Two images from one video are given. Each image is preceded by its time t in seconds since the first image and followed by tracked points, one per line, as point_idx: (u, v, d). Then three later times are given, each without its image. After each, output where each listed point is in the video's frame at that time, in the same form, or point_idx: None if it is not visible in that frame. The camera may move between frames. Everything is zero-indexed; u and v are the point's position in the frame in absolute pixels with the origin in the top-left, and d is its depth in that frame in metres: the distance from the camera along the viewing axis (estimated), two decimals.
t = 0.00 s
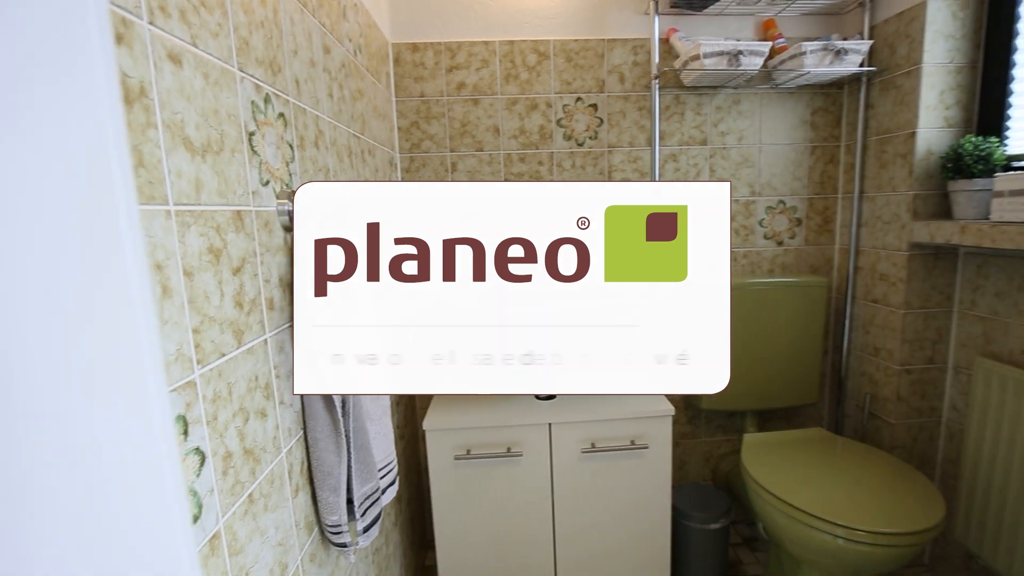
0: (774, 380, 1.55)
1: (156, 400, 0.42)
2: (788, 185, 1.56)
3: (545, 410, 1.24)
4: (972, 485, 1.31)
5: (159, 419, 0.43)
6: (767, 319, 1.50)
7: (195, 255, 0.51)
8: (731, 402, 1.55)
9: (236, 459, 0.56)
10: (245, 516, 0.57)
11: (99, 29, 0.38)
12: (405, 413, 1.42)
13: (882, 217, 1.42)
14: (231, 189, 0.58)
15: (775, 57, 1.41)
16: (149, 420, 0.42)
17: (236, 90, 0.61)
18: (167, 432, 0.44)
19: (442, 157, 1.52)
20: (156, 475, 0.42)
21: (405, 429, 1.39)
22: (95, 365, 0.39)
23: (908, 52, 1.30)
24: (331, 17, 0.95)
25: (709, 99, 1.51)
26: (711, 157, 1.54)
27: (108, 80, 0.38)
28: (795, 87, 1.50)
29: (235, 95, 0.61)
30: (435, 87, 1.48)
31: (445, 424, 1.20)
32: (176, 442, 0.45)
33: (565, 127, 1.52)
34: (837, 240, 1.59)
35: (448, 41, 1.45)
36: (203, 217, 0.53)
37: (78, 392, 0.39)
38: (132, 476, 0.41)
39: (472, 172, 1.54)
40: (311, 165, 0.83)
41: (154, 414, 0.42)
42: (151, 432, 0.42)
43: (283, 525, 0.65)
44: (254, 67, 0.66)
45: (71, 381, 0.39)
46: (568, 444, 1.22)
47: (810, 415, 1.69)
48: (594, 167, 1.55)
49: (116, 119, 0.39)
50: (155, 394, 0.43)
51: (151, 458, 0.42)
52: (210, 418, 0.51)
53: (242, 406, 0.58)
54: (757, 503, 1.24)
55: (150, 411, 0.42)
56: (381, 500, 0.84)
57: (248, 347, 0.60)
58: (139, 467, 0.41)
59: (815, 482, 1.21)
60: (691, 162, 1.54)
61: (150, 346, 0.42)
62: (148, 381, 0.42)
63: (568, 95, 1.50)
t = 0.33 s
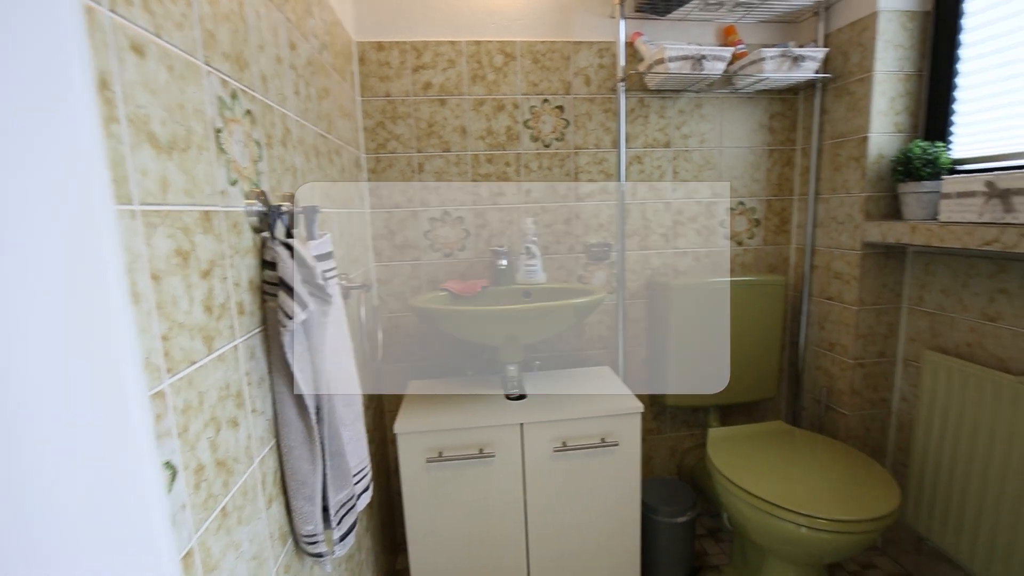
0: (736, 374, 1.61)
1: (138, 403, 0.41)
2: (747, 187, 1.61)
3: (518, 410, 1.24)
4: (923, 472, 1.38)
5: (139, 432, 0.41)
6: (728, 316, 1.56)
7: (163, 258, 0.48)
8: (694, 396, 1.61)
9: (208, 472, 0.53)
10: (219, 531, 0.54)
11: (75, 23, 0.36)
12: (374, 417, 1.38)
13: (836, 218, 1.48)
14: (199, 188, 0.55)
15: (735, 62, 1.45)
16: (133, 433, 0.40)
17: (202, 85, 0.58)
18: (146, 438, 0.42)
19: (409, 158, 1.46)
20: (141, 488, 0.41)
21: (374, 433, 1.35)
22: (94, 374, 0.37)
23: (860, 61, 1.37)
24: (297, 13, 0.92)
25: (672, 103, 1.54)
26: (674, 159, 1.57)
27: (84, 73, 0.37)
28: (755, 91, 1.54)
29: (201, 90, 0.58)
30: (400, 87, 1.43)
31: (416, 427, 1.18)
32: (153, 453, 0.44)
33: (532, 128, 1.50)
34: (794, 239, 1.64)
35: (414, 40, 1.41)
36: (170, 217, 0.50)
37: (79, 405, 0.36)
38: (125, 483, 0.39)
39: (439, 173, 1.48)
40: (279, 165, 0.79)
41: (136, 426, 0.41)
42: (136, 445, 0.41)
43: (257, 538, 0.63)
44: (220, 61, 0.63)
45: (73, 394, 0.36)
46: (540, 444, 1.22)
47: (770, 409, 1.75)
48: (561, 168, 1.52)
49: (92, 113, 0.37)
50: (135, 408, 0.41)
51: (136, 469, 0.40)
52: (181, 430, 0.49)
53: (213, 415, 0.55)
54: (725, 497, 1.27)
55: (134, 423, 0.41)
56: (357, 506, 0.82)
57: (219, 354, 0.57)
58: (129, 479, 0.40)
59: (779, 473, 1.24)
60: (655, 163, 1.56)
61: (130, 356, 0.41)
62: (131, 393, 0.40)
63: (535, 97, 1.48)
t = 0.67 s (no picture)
0: (703, 374, 1.60)
1: (114, 398, 0.42)
2: (708, 187, 1.63)
3: (487, 409, 1.23)
4: (874, 458, 1.45)
5: (118, 427, 0.42)
6: (692, 313, 1.55)
7: (122, 259, 0.46)
8: (661, 395, 1.58)
9: (173, 484, 0.51)
10: (185, 545, 0.52)
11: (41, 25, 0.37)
12: (340, 420, 1.35)
13: (791, 217, 1.53)
14: (159, 186, 0.52)
15: (696, 66, 1.47)
16: (112, 427, 0.41)
17: (161, 77, 0.55)
18: (123, 432, 0.43)
19: (374, 156, 1.38)
20: (117, 478, 0.41)
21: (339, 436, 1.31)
22: (91, 379, 0.39)
23: (813, 67, 1.42)
24: (258, 5, 0.89)
25: (636, 104, 1.53)
26: (638, 160, 1.56)
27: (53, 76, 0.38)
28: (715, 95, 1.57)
29: (161, 82, 0.55)
30: (365, 84, 1.35)
31: (385, 429, 1.15)
32: (128, 451, 0.44)
33: (497, 127, 1.44)
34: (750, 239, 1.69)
35: (378, 36, 1.34)
36: (129, 217, 0.47)
37: (78, 409, 0.38)
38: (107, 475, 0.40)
39: (404, 173, 1.40)
40: (242, 162, 0.76)
41: (115, 421, 0.42)
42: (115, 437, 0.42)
43: (224, 551, 0.60)
44: (180, 52, 0.60)
45: (71, 398, 0.38)
46: (510, 443, 1.21)
47: (730, 402, 1.80)
48: (526, 168, 1.47)
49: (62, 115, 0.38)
50: (110, 403, 0.41)
51: (116, 461, 0.41)
52: (144, 441, 0.46)
53: (178, 424, 0.52)
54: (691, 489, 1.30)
55: (113, 416, 0.42)
56: (327, 511, 0.80)
57: (182, 360, 0.54)
58: (111, 470, 0.41)
59: (741, 463, 1.28)
60: (619, 164, 1.55)
61: (108, 353, 0.42)
62: (109, 388, 0.41)
63: (501, 96, 1.43)
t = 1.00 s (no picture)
0: (667, 368, 1.63)
1: (74, 399, 0.41)
2: (672, 185, 1.66)
3: (457, 407, 1.22)
4: (829, 446, 1.51)
5: (79, 429, 0.41)
6: (657, 309, 1.58)
7: (77, 258, 0.44)
8: (628, 389, 1.60)
9: (132, 493, 0.49)
10: (146, 556, 0.50)
11: None
12: (306, 421, 1.32)
13: (751, 215, 1.58)
14: (115, 181, 0.50)
15: (660, 66, 1.50)
16: (73, 428, 0.40)
17: (116, 67, 0.52)
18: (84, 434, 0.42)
19: (338, 152, 1.35)
20: (79, 478, 0.40)
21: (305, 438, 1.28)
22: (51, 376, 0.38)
23: (770, 70, 1.47)
24: None
25: (601, 103, 1.54)
26: (604, 158, 1.57)
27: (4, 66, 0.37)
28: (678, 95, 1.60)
29: (116, 73, 0.52)
30: (329, 79, 1.32)
31: (353, 430, 1.14)
32: (90, 454, 0.43)
33: (464, 124, 1.43)
34: (712, 235, 1.73)
35: (342, 31, 1.31)
36: (83, 213, 0.45)
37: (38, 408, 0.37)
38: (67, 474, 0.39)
39: (370, 169, 1.38)
40: (203, 157, 0.73)
41: (76, 422, 0.41)
42: (74, 439, 0.40)
43: (187, 559, 0.58)
44: (136, 41, 0.57)
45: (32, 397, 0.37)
46: (480, 440, 1.21)
47: (694, 395, 1.84)
48: (494, 166, 1.47)
49: (16, 108, 0.38)
50: (70, 402, 0.40)
51: (77, 463, 0.40)
52: (100, 448, 0.44)
53: (136, 430, 0.50)
54: (657, 481, 1.33)
55: (73, 417, 0.40)
56: (295, 516, 0.78)
57: (141, 362, 0.52)
58: (72, 473, 0.40)
59: (706, 454, 1.32)
60: (585, 162, 1.56)
61: (66, 352, 0.40)
62: (68, 387, 0.40)
63: (467, 93, 1.41)
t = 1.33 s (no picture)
0: (638, 361, 1.66)
1: (31, 395, 0.39)
2: (641, 180, 1.68)
3: (428, 402, 1.21)
4: (794, 433, 1.55)
5: (36, 428, 0.39)
6: (627, 303, 1.60)
7: (28, 251, 0.42)
8: (599, 382, 1.62)
9: (90, 495, 0.47)
10: (105, 559, 0.48)
11: None
12: (274, 420, 1.30)
13: (717, 209, 1.61)
14: (70, 171, 0.48)
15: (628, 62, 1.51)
16: (30, 426, 0.39)
17: (71, 54, 0.50)
18: (42, 433, 0.40)
19: (304, 146, 1.32)
20: (38, 478, 0.39)
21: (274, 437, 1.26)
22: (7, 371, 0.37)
23: (734, 67, 1.50)
24: None
25: (570, 98, 1.55)
26: (573, 153, 1.58)
27: None
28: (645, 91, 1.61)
29: (70, 60, 0.50)
30: (294, 71, 1.29)
31: (323, 427, 1.12)
32: (48, 454, 0.41)
33: (434, 118, 1.41)
34: (680, 229, 1.76)
35: (307, 22, 1.28)
36: (36, 204, 0.43)
37: None
38: (26, 474, 0.38)
39: (338, 163, 1.35)
40: (163, 148, 0.71)
41: (33, 420, 0.39)
42: (31, 438, 0.39)
43: (150, 563, 0.56)
44: (91, 27, 0.55)
45: None
46: (453, 435, 1.21)
47: (664, 386, 1.87)
48: (464, 160, 1.46)
49: None
50: (26, 399, 0.39)
51: (36, 463, 0.39)
52: (57, 449, 0.43)
53: (95, 430, 0.49)
54: (629, 470, 1.35)
55: (30, 415, 0.39)
56: (264, 515, 0.76)
57: (99, 360, 0.50)
58: (31, 472, 0.38)
59: (676, 443, 1.34)
60: (555, 156, 1.56)
61: (21, 346, 0.39)
62: (25, 384, 0.39)
63: (437, 87, 1.40)
